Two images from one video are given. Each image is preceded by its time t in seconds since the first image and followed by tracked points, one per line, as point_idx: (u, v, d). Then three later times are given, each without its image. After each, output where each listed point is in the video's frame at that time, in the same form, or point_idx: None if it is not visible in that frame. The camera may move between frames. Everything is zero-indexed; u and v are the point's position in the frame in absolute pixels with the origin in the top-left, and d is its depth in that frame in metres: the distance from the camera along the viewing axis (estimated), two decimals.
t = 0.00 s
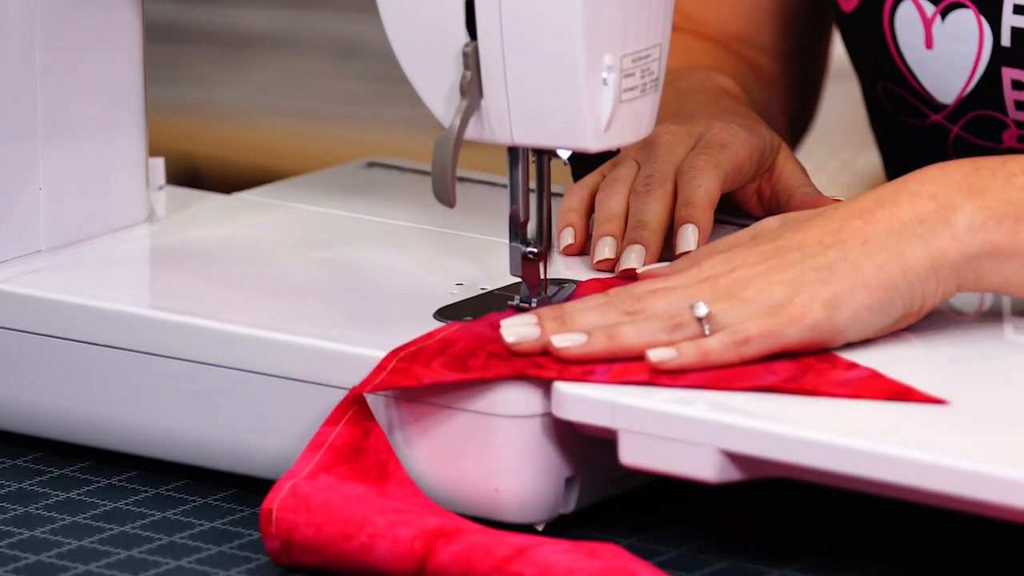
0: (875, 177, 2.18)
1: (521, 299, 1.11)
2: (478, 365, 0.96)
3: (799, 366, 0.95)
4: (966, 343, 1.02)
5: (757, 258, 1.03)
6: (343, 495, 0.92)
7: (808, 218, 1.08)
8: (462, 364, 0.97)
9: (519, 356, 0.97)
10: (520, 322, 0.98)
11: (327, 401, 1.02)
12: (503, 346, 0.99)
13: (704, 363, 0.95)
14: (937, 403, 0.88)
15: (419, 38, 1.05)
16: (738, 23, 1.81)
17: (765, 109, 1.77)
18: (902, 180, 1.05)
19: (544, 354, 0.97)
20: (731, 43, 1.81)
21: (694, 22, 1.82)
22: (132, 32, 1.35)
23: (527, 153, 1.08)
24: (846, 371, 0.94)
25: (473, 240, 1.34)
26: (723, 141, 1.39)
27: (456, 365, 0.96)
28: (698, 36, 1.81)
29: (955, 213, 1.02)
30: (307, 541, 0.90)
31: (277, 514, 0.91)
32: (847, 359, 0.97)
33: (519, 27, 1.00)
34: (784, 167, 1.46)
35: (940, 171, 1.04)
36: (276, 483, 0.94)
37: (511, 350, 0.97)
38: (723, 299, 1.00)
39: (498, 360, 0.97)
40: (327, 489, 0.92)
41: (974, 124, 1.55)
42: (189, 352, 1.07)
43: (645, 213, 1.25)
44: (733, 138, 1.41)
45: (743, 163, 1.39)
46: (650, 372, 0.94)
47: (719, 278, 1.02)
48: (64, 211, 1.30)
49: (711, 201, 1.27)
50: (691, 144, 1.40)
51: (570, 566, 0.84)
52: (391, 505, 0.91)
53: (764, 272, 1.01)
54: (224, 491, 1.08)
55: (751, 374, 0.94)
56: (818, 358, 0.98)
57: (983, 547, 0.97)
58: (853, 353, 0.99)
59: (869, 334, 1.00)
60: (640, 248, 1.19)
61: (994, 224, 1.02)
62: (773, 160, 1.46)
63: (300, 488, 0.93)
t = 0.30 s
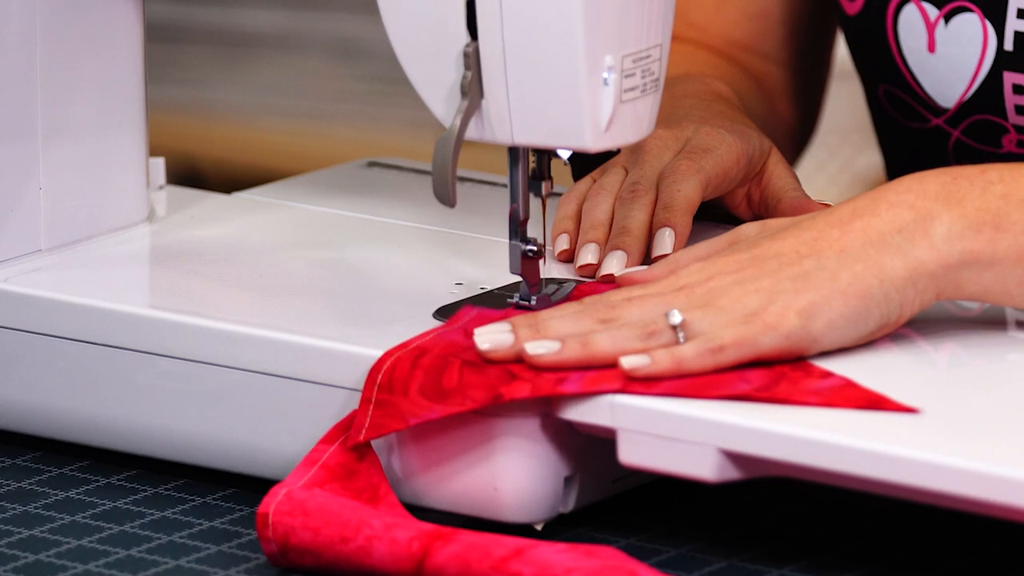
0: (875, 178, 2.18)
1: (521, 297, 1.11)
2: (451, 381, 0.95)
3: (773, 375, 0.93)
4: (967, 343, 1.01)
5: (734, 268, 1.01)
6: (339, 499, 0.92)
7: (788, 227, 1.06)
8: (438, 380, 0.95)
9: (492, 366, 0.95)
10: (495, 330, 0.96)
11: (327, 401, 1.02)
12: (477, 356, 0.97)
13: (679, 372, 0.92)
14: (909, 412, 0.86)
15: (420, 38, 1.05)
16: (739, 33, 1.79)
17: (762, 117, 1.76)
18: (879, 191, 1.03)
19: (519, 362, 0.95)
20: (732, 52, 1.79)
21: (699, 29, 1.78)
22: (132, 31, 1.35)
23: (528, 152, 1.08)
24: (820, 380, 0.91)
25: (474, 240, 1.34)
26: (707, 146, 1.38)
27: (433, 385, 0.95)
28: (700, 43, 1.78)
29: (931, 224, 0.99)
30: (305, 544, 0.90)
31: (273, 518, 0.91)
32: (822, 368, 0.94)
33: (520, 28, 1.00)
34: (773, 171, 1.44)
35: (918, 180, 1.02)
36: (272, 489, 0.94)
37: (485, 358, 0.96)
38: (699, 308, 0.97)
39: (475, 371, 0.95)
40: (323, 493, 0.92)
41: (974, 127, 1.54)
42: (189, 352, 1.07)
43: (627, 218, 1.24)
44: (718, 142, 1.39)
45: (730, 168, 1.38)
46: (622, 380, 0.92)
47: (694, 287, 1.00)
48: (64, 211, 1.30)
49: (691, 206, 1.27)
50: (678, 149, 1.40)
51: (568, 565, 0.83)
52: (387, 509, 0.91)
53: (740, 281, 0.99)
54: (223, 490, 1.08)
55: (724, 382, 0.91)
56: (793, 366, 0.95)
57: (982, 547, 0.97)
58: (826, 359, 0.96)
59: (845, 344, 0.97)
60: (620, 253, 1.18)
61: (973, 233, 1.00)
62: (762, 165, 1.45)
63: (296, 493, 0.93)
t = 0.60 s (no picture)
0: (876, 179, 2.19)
1: (521, 299, 1.11)
2: (434, 409, 0.94)
3: (747, 385, 0.91)
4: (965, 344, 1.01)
5: (706, 276, 0.99)
6: (341, 499, 0.92)
7: (759, 234, 1.04)
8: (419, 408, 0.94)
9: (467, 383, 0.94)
10: (467, 340, 0.95)
11: (326, 402, 1.02)
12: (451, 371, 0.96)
13: (654, 382, 0.90)
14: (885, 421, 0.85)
15: (419, 39, 1.05)
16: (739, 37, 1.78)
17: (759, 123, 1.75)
18: (849, 201, 1.02)
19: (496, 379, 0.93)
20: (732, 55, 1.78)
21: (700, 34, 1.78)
22: (132, 32, 1.35)
23: (527, 153, 1.08)
24: (794, 390, 0.90)
25: (473, 241, 1.34)
26: (698, 150, 1.38)
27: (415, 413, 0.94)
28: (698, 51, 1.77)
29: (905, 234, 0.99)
30: (306, 541, 0.90)
31: (274, 514, 0.92)
32: (795, 377, 0.92)
33: (519, 28, 1.00)
34: (767, 176, 1.43)
35: (891, 188, 1.01)
36: (273, 488, 0.94)
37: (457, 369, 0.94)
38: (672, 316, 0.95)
39: (452, 399, 0.93)
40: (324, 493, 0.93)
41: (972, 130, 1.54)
42: (188, 353, 1.07)
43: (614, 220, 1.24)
44: (710, 146, 1.39)
45: (720, 170, 1.37)
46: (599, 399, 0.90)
47: (667, 296, 0.97)
48: (64, 212, 1.31)
49: (679, 206, 1.26)
50: (668, 153, 1.39)
51: (568, 564, 0.84)
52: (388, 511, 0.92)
53: (713, 291, 0.97)
54: (222, 491, 1.08)
55: (698, 392, 0.90)
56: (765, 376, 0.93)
57: (981, 547, 0.97)
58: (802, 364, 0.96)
59: (818, 354, 0.96)
60: (608, 256, 1.18)
61: (947, 242, 0.99)
62: (756, 169, 1.44)
63: (297, 491, 0.93)
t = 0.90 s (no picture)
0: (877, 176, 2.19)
1: (521, 300, 1.11)
2: (425, 444, 0.93)
3: (722, 396, 0.89)
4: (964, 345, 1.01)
5: (681, 283, 0.97)
6: (344, 499, 0.93)
7: (735, 240, 1.03)
8: (412, 445, 0.94)
9: (450, 416, 0.93)
10: (443, 352, 0.93)
11: (327, 402, 1.02)
12: (432, 394, 0.95)
13: (629, 391, 0.89)
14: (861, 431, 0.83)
15: (420, 39, 1.05)
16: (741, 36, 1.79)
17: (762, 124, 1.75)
18: (826, 201, 0.99)
19: (478, 407, 0.92)
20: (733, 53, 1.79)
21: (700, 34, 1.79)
22: (132, 31, 1.35)
23: (528, 153, 1.08)
24: (769, 399, 0.88)
25: (474, 240, 1.34)
26: (699, 151, 1.38)
27: (408, 449, 0.94)
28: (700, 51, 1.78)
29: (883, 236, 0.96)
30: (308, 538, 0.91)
31: (277, 512, 0.92)
32: (770, 386, 0.90)
33: (519, 28, 1.00)
34: (770, 175, 1.43)
35: (866, 189, 0.99)
36: (277, 488, 0.95)
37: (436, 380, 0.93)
38: (649, 323, 0.94)
39: (441, 437, 0.93)
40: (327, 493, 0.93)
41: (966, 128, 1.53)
42: (189, 353, 1.07)
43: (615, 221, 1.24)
44: (710, 146, 1.39)
45: (721, 171, 1.37)
46: (581, 431, 0.88)
47: (643, 304, 0.96)
48: (64, 211, 1.31)
49: (679, 207, 1.26)
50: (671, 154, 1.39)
51: (569, 564, 0.84)
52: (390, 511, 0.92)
53: (688, 297, 0.95)
54: (224, 491, 1.08)
55: (672, 405, 0.88)
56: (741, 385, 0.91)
57: (981, 547, 0.97)
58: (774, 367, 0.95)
59: (796, 361, 0.94)
60: (609, 256, 1.18)
61: (924, 242, 0.96)
62: (760, 170, 1.44)
63: (300, 490, 0.94)
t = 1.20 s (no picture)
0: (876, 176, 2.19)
1: (521, 297, 1.11)
2: (414, 485, 0.93)
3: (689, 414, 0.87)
4: (963, 345, 1.01)
5: (651, 292, 0.95)
6: (345, 500, 0.93)
7: (702, 248, 1.00)
8: (402, 486, 0.94)
9: (435, 458, 0.92)
10: (412, 366, 0.91)
11: (327, 402, 1.02)
12: (412, 430, 0.94)
13: (600, 402, 0.88)
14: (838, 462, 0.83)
15: (420, 38, 1.05)
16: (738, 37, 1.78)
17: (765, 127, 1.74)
18: (796, 211, 0.98)
19: (460, 448, 0.92)
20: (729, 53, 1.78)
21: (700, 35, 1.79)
22: (130, 30, 1.35)
23: (528, 151, 1.08)
24: (737, 408, 0.86)
25: (474, 240, 1.34)
26: (698, 152, 1.38)
27: (397, 491, 0.94)
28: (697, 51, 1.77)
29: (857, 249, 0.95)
30: (308, 536, 0.91)
31: (278, 510, 0.92)
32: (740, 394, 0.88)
33: (519, 27, 1.00)
34: (770, 175, 1.43)
35: (837, 196, 0.97)
36: (278, 487, 0.95)
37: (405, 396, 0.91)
38: (617, 333, 0.92)
39: (429, 480, 0.93)
40: (327, 494, 0.94)
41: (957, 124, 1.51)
42: (189, 352, 1.07)
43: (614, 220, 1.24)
44: (710, 147, 1.39)
45: (721, 173, 1.37)
46: (571, 479, 0.88)
47: (611, 314, 0.95)
48: (64, 211, 1.30)
49: (679, 210, 1.26)
50: (671, 154, 1.39)
51: (569, 565, 0.84)
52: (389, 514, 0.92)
53: (659, 307, 0.93)
54: (223, 491, 1.08)
55: (648, 437, 0.86)
56: (711, 394, 0.89)
57: (979, 547, 0.97)
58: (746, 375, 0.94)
59: (766, 370, 0.92)
60: (608, 255, 1.18)
61: (898, 248, 0.94)
62: (760, 170, 1.44)
63: (301, 488, 0.94)
